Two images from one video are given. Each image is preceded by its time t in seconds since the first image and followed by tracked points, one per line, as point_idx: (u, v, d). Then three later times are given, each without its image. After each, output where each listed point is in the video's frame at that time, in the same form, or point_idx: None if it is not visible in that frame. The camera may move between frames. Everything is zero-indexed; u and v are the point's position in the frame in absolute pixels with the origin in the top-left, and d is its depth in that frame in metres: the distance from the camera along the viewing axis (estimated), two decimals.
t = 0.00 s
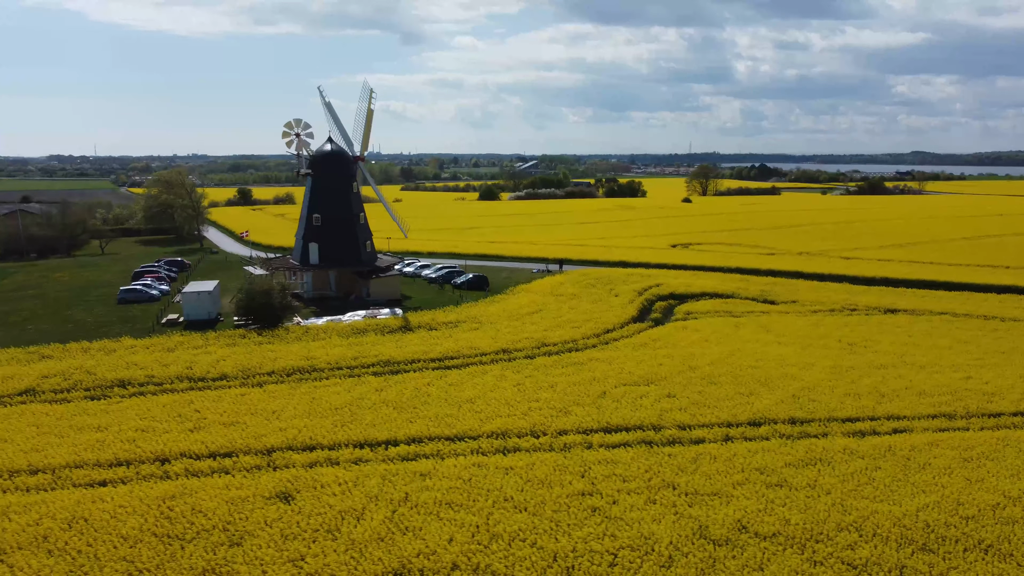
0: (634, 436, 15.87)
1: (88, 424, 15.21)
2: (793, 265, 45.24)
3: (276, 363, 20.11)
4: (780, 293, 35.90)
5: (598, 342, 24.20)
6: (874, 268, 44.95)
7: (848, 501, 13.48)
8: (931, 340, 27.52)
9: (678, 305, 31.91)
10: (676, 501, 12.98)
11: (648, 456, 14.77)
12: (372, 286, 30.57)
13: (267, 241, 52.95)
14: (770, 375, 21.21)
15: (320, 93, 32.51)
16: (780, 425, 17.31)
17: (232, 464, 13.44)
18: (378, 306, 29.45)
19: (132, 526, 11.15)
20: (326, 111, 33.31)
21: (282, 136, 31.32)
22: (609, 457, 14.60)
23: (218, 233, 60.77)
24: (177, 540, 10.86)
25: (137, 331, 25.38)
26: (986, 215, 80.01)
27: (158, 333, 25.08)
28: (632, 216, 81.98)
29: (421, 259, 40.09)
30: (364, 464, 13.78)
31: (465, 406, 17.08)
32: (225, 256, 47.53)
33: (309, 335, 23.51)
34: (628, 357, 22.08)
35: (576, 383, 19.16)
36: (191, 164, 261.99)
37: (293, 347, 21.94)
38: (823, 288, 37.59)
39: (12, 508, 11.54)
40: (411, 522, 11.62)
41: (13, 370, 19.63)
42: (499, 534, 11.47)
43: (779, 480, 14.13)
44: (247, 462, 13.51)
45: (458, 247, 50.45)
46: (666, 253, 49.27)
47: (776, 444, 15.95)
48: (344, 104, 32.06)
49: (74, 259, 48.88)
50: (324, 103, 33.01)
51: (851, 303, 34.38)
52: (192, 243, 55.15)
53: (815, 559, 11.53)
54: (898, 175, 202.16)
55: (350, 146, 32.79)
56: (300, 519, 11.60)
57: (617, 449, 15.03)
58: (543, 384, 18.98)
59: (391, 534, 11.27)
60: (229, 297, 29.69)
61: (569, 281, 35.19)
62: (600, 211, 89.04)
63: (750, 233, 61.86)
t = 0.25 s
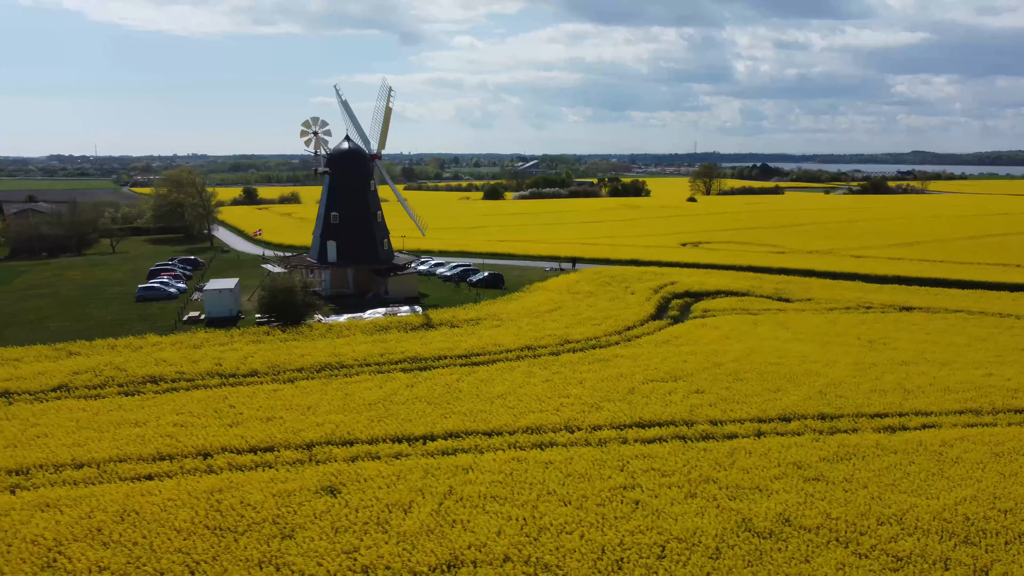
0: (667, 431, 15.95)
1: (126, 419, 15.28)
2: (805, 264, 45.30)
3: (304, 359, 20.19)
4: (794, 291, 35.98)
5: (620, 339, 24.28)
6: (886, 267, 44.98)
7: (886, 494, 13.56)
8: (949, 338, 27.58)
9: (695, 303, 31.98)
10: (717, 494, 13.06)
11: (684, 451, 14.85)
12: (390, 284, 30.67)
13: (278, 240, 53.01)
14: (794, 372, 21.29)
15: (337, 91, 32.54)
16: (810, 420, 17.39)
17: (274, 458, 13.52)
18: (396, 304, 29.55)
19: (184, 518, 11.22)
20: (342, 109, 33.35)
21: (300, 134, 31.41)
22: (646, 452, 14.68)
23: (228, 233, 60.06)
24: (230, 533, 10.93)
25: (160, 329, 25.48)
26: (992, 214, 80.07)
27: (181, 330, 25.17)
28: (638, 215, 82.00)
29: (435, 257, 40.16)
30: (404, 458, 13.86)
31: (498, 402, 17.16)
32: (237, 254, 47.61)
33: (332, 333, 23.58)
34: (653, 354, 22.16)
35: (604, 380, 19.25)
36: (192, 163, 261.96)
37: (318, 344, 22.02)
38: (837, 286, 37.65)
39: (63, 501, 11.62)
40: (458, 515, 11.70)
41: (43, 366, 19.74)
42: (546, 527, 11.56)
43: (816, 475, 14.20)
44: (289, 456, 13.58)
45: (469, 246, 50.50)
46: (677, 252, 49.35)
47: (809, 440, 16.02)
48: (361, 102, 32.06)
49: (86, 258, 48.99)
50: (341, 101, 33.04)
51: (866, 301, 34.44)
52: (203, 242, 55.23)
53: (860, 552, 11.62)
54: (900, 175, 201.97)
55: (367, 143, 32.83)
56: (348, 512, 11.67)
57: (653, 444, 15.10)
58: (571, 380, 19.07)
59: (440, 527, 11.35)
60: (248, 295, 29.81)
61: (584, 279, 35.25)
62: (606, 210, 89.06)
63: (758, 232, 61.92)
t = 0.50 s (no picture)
0: (705, 431, 16.03)
1: (168, 418, 15.37)
2: (817, 263, 45.35)
3: (334, 358, 20.28)
4: (811, 291, 36.05)
5: (644, 339, 24.36)
6: (898, 266, 45.04)
7: (929, 493, 13.63)
8: (970, 338, 27.62)
9: (714, 303, 32.05)
10: (762, 493, 13.16)
11: (724, 451, 14.94)
12: (410, 284, 30.76)
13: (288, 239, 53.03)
14: (822, 372, 21.34)
15: (355, 91, 32.60)
16: (843, 419, 17.48)
17: (321, 457, 13.61)
18: (417, 304, 29.65)
19: (241, 517, 11.31)
20: (360, 109, 33.40)
21: (320, 134, 31.47)
22: (687, 451, 14.76)
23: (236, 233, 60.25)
24: (288, 531, 11.01)
25: (185, 329, 25.55)
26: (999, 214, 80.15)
27: (206, 331, 25.26)
28: (645, 215, 82.00)
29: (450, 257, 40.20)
30: (449, 457, 13.94)
31: (533, 401, 17.24)
32: (250, 254, 47.67)
33: (358, 332, 23.66)
34: (679, 353, 22.24)
35: (635, 380, 19.32)
36: (193, 163, 261.95)
37: (346, 344, 22.08)
38: (852, 286, 37.73)
39: (119, 500, 11.70)
40: (510, 514, 11.79)
41: (76, 366, 19.81)
42: (599, 526, 11.65)
43: (857, 474, 14.28)
44: (335, 455, 13.67)
45: (481, 246, 50.55)
46: (689, 252, 49.41)
47: (845, 439, 16.11)
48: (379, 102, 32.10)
49: (99, 258, 49.08)
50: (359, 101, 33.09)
51: (883, 301, 34.51)
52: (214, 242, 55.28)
53: (910, 550, 11.71)
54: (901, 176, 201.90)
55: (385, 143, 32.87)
56: (402, 510, 11.76)
57: (693, 444, 15.18)
58: (603, 379, 19.17)
59: (494, 525, 11.44)
60: (269, 294, 29.91)
61: (601, 279, 35.31)
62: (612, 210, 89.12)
63: (767, 232, 61.98)
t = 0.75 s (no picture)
0: (736, 434, 16.12)
1: (205, 421, 15.46)
2: (828, 265, 45.45)
3: (361, 361, 20.37)
4: (824, 292, 36.14)
5: (666, 341, 24.44)
6: (909, 267, 45.14)
7: (965, 496, 13.72)
8: (988, 339, 27.70)
9: (729, 304, 32.14)
10: (801, 496, 13.26)
11: (758, 454, 15.03)
12: (427, 285, 30.85)
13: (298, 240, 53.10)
14: (846, 374, 21.43)
15: (372, 93, 32.67)
16: (872, 422, 17.58)
17: (361, 460, 13.69)
18: (435, 306, 29.74)
19: (289, 520, 11.39)
20: (377, 111, 33.48)
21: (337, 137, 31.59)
22: (721, 454, 14.86)
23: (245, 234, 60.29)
24: (338, 534, 11.09)
25: (206, 330, 25.63)
26: (1004, 214, 80.29)
27: (228, 333, 25.35)
28: (651, 215, 82.05)
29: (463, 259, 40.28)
30: (487, 460, 14.03)
31: (563, 404, 17.32)
32: (261, 255, 47.73)
33: (380, 334, 23.75)
34: (702, 355, 22.31)
35: (662, 382, 19.40)
36: (194, 163, 261.78)
37: (370, 346, 22.18)
38: (865, 288, 37.84)
39: (166, 504, 11.79)
40: (556, 517, 11.88)
41: (104, 368, 19.89)
42: (644, 529, 11.74)
43: (892, 476, 14.38)
44: (375, 458, 13.76)
45: (491, 247, 50.64)
46: (698, 253, 49.51)
47: (876, 441, 16.20)
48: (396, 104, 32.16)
49: (110, 259, 49.15)
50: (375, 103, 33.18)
51: (897, 302, 34.62)
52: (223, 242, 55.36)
53: (953, 553, 11.80)
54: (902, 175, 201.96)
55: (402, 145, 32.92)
56: (448, 513, 11.84)
57: (727, 447, 15.28)
58: (630, 382, 19.25)
59: (542, 529, 11.53)
60: (288, 297, 30.03)
61: (616, 281, 35.39)
62: (617, 210, 89.18)
63: (776, 233, 62.04)
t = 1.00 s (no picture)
0: (773, 439, 16.20)
1: (246, 426, 15.55)
2: (841, 267, 45.51)
3: (392, 365, 20.44)
4: (841, 295, 36.20)
5: (690, 344, 24.52)
6: (922, 270, 45.21)
7: (1007, 500, 13.80)
8: (1010, 342, 27.74)
9: (748, 307, 32.19)
10: (846, 500, 13.34)
11: (797, 459, 15.11)
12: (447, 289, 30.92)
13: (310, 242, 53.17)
14: (874, 378, 21.50)
15: (391, 96, 32.75)
16: (906, 426, 17.65)
17: (406, 466, 13.78)
18: (456, 309, 29.81)
19: (344, 526, 11.47)
20: (396, 114, 33.55)
21: (357, 140, 31.69)
22: (761, 459, 14.94)
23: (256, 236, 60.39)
24: (394, 540, 11.17)
25: (232, 334, 25.71)
26: (1011, 215, 80.31)
27: (253, 336, 25.43)
28: (659, 216, 82.10)
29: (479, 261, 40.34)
30: (531, 465, 14.12)
31: (598, 408, 17.39)
32: (274, 257, 47.80)
33: (406, 338, 23.82)
34: (729, 359, 22.38)
35: (693, 386, 19.48)
36: (197, 163, 261.77)
37: (398, 350, 22.26)
38: (881, 290, 37.90)
39: (220, 510, 11.89)
40: (606, 523, 11.97)
41: (137, 372, 19.97)
42: (695, 535, 11.82)
43: (932, 481, 14.46)
44: (420, 464, 13.84)
45: (503, 249, 50.72)
46: (711, 255, 49.57)
47: (912, 446, 16.28)
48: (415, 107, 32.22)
49: (124, 261, 49.26)
50: (395, 106, 33.26)
51: (914, 305, 34.67)
52: (235, 245, 55.45)
53: (1003, 558, 11.86)
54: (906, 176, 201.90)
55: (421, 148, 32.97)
56: (500, 519, 11.93)
57: (765, 452, 15.36)
58: (661, 386, 19.33)
59: (594, 535, 11.61)
60: (310, 300, 30.12)
61: (633, 283, 35.45)
62: (625, 211, 89.25)
63: (786, 234, 62.09)
